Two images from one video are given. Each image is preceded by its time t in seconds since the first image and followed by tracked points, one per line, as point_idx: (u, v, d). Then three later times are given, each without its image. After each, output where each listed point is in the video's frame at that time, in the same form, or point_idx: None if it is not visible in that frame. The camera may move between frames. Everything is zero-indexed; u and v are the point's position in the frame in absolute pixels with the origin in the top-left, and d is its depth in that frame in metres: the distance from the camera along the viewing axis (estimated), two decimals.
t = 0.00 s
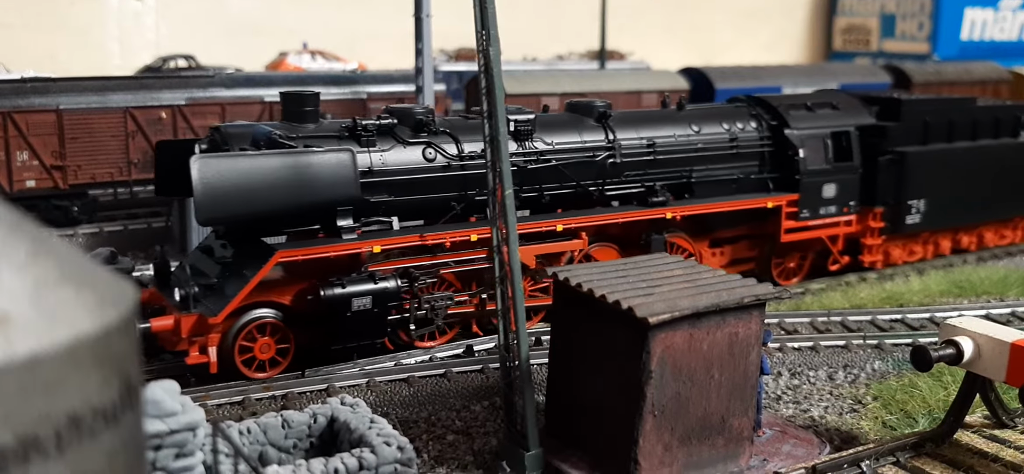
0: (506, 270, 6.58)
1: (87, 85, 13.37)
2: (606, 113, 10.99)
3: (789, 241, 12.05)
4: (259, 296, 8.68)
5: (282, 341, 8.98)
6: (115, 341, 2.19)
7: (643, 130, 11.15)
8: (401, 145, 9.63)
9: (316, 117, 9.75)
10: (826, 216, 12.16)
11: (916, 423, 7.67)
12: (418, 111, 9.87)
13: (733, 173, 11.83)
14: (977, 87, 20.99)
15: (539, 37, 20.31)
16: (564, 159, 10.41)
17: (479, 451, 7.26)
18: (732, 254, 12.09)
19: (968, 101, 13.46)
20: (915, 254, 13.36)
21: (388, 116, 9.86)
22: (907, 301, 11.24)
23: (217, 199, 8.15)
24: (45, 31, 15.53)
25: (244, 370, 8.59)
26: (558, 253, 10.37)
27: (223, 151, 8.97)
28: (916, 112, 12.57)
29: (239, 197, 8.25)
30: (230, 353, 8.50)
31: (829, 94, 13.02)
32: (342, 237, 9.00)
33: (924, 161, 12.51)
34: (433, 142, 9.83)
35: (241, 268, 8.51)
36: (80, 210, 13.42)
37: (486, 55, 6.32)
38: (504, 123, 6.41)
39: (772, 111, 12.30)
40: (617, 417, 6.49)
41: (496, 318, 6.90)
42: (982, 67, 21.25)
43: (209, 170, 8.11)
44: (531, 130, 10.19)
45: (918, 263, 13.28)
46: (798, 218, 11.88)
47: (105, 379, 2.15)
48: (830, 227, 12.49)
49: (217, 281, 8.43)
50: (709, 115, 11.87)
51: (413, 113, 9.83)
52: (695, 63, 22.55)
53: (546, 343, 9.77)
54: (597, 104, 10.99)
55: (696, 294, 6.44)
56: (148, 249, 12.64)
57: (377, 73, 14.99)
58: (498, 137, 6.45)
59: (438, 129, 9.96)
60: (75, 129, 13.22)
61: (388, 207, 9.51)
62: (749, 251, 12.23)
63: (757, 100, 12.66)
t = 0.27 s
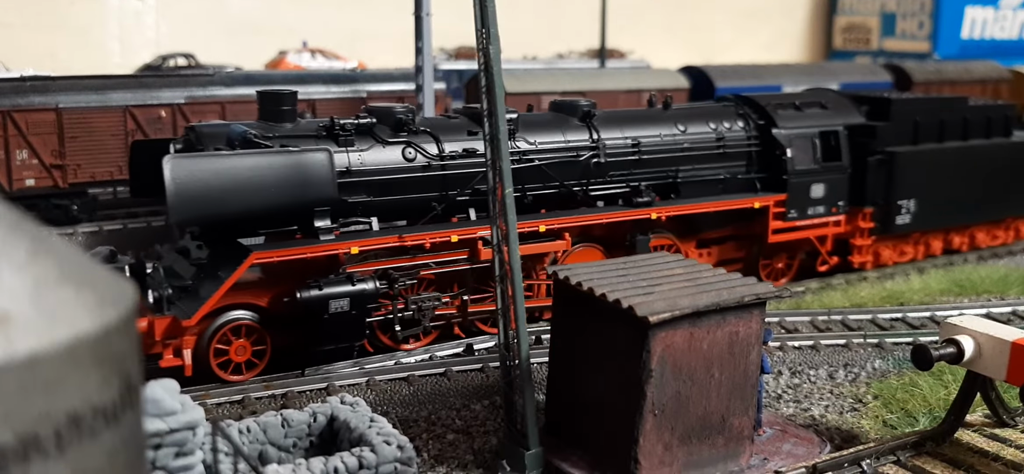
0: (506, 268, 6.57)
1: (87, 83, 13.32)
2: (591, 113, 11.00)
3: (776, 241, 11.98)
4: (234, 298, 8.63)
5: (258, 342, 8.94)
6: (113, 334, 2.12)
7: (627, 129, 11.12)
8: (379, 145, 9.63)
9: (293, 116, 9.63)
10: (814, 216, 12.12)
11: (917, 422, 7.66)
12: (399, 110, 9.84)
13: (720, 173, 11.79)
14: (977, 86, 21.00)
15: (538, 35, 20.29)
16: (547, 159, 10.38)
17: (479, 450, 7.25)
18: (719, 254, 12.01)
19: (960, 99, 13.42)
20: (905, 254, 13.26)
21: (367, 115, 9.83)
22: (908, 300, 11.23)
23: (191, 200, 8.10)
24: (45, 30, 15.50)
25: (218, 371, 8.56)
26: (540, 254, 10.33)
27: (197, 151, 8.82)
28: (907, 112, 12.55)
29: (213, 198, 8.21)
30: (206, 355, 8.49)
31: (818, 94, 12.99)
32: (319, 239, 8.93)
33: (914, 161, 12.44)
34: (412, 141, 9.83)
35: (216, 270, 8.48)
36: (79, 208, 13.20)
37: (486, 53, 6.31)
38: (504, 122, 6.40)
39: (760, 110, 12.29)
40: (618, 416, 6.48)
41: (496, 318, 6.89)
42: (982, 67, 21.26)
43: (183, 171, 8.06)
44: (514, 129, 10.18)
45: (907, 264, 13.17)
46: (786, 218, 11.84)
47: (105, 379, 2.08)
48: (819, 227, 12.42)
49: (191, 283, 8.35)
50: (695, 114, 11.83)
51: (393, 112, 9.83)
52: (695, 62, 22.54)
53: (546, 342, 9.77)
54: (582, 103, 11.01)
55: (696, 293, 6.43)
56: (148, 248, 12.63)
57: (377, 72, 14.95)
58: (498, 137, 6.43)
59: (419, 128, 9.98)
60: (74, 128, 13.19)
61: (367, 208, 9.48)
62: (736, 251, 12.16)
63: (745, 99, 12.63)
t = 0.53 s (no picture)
0: (506, 266, 6.55)
1: (87, 81, 13.21)
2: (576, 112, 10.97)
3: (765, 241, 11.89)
4: (211, 300, 8.45)
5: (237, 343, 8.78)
6: (112, 341, 2.95)
7: (613, 128, 11.07)
8: (360, 144, 9.49)
9: (271, 114, 9.46)
10: (804, 216, 12.02)
11: (919, 421, 7.64)
12: (381, 109, 9.68)
13: (707, 172, 11.74)
14: (979, 84, 20.98)
15: (539, 33, 20.25)
16: (530, 159, 10.31)
17: (479, 448, 7.23)
18: (707, 255, 11.97)
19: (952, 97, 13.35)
20: (896, 254, 13.22)
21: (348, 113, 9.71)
22: (910, 299, 11.22)
23: (165, 200, 7.96)
24: (45, 26, 15.47)
25: (196, 374, 8.38)
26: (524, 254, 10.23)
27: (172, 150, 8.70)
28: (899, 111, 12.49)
29: (188, 198, 8.05)
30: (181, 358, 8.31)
31: (809, 92, 12.93)
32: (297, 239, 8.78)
33: (907, 160, 12.43)
34: (394, 140, 9.70)
35: (193, 270, 8.24)
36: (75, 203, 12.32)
37: (487, 50, 6.30)
38: (504, 118, 6.38)
39: (749, 109, 12.23)
40: (619, 415, 6.46)
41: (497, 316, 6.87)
42: (983, 64, 21.27)
43: (157, 170, 7.93)
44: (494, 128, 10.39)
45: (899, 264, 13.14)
46: (774, 218, 11.77)
47: (105, 377, 2.91)
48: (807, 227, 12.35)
49: (166, 283, 8.13)
50: (683, 113, 11.77)
51: (374, 110, 9.67)
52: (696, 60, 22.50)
53: (546, 340, 9.75)
54: (566, 102, 10.98)
55: (698, 291, 6.40)
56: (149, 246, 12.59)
57: (377, 69, 14.87)
58: (498, 133, 6.39)
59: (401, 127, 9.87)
60: (73, 126, 13.05)
61: (347, 208, 9.34)
62: (724, 252, 12.08)
63: (735, 97, 12.56)
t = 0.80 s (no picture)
0: (507, 265, 6.55)
1: (86, 80, 13.10)
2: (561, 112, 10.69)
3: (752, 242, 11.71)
4: (185, 302, 8.27)
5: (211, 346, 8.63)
6: (111, 340, 2.97)
7: (598, 128, 10.83)
8: (338, 144, 9.23)
9: (248, 114, 9.22)
10: (791, 216, 11.85)
11: (919, 420, 7.64)
12: (359, 108, 9.50)
13: (693, 172, 11.51)
14: (979, 84, 21.00)
15: (539, 32, 20.24)
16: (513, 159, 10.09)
17: (479, 447, 7.24)
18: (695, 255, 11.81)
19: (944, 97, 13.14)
20: (886, 255, 12.98)
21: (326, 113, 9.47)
22: (910, 297, 11.22)
23: (138, 201, 7.70)
24: (45, 26, 15.49)
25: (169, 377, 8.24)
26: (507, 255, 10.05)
27: (146, 151, 8.44)
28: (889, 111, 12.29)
29: (161, 199, 7.80)
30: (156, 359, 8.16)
31: (798, 91, 12.72)
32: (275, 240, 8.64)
33: (897, 160, 12.23)
34: (373, 140, 9.44)
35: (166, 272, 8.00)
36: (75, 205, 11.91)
37: (487, 49, 6.30)
38: (505, 117, 6.37)
39: (736, 109, 12.00)
40: (619, 414, 6.46)
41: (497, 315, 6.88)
42: (983, 63, 21.27)
43: (129, 170, 7.66)
44: (477, 128, 10.10)
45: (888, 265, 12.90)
46: (762, 218, 11.59)
47: (104, 377, 2.94)
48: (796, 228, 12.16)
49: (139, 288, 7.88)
50: (668, 113, 11.56)
51: (353, 110, 9.48)
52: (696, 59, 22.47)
53: (546, 339, 9.76)
54: (550, 101, 10.73)
55: (698, 290, 6.40)
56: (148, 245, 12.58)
57: (377, 68, 14.84)
58: (499, 132, 6.40)
59: (381, 127, 9.59)
60: (73, 125, 12.96)
61: (325, 208, 9.12)
62: (712, 252, 11.93)
63: (721, 97, 12.34)
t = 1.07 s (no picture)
0: (507, 264, 6.55)
1: (86, 79, 12.97)
2: (545, 111, 10.70)
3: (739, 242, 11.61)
4: (162, 304, 8.13)
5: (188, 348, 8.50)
6: (111, 339, 2.98)
7: (582, 128, 10.82)
8: (316, 144, 9.19)
9: (225, 114, 9.22)
10: (778, 217, 11.74)
11: (918, 419, 7.65)
12: (338, 108, 9.48)
13: (679, 172, 11.49)
14: (980, 83, 20.98)
15: (539, 30, 20.25)
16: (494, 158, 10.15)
17: (479, 446, 7.24)
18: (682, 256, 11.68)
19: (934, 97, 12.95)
20: (875, 256, 12.86)
21: (303, 113, 9.40)
22: (909, 297, 11.22)
23: (111, 202, 7.64)
24: (45, 25, 15.49)
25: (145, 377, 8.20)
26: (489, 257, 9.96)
27: (120, 152, 8.46)
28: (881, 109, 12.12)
29: (135, 200, 7.74)
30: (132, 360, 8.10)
31: (785, 91, 12.62)
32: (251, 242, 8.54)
33: (886, 159, 12.08)
34: (352, 140, 9.40)
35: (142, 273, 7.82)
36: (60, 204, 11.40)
37: (487, 48, 6.30)
38: (504, 116, 6.38)
39: (722, 108, 11.96)
40: (619, 413, 6.47)
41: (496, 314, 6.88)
42: (983, 62, 21.27)
43: (102, 171, 7.62)
44: (459, 128, 10.01)
45: (877, 266, 12.78)
46: (749, 219, 11.49)
47: (104, 377, 2.94)
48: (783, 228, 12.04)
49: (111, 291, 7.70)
50: (653, 113, 11.51)
51: (333, 110, 9.45)
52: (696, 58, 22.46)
53: (546, 338, 9.76)
54: (533, 101, 10.71)
55: (698, 289, 6.40)
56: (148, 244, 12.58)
57: (377, 68, 14.84)
58: (498, 131, 6.40)
59: (360, 127, 9.54)
60: (73, 125, 12.81)
61: (304, 210, 9.07)
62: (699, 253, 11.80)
63: (708, 96, 12.31)
